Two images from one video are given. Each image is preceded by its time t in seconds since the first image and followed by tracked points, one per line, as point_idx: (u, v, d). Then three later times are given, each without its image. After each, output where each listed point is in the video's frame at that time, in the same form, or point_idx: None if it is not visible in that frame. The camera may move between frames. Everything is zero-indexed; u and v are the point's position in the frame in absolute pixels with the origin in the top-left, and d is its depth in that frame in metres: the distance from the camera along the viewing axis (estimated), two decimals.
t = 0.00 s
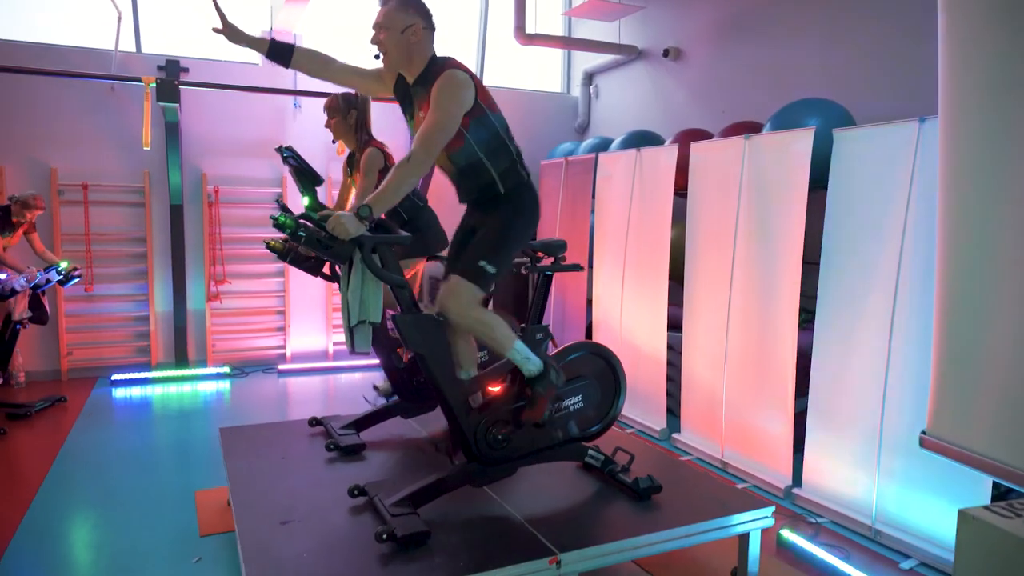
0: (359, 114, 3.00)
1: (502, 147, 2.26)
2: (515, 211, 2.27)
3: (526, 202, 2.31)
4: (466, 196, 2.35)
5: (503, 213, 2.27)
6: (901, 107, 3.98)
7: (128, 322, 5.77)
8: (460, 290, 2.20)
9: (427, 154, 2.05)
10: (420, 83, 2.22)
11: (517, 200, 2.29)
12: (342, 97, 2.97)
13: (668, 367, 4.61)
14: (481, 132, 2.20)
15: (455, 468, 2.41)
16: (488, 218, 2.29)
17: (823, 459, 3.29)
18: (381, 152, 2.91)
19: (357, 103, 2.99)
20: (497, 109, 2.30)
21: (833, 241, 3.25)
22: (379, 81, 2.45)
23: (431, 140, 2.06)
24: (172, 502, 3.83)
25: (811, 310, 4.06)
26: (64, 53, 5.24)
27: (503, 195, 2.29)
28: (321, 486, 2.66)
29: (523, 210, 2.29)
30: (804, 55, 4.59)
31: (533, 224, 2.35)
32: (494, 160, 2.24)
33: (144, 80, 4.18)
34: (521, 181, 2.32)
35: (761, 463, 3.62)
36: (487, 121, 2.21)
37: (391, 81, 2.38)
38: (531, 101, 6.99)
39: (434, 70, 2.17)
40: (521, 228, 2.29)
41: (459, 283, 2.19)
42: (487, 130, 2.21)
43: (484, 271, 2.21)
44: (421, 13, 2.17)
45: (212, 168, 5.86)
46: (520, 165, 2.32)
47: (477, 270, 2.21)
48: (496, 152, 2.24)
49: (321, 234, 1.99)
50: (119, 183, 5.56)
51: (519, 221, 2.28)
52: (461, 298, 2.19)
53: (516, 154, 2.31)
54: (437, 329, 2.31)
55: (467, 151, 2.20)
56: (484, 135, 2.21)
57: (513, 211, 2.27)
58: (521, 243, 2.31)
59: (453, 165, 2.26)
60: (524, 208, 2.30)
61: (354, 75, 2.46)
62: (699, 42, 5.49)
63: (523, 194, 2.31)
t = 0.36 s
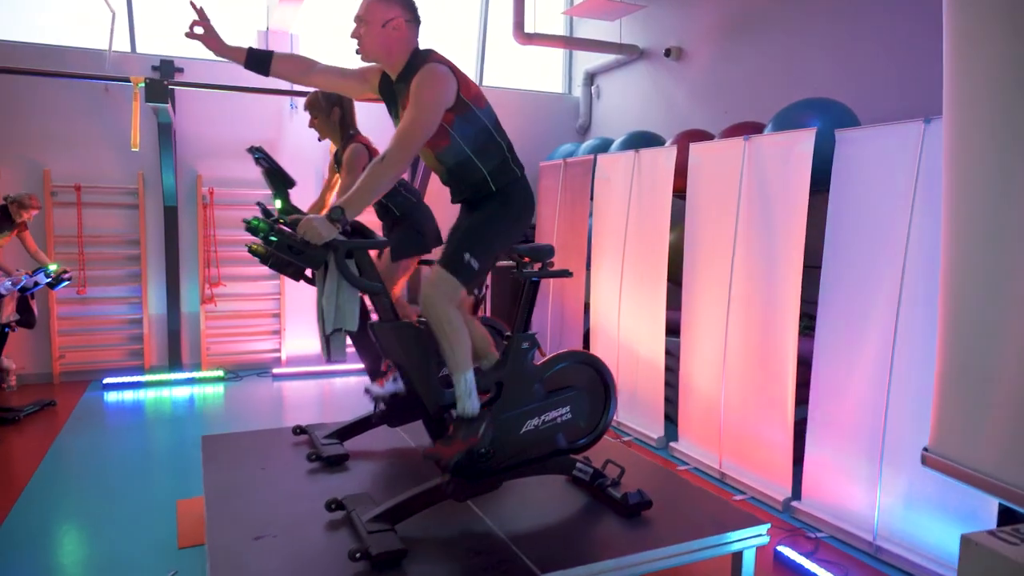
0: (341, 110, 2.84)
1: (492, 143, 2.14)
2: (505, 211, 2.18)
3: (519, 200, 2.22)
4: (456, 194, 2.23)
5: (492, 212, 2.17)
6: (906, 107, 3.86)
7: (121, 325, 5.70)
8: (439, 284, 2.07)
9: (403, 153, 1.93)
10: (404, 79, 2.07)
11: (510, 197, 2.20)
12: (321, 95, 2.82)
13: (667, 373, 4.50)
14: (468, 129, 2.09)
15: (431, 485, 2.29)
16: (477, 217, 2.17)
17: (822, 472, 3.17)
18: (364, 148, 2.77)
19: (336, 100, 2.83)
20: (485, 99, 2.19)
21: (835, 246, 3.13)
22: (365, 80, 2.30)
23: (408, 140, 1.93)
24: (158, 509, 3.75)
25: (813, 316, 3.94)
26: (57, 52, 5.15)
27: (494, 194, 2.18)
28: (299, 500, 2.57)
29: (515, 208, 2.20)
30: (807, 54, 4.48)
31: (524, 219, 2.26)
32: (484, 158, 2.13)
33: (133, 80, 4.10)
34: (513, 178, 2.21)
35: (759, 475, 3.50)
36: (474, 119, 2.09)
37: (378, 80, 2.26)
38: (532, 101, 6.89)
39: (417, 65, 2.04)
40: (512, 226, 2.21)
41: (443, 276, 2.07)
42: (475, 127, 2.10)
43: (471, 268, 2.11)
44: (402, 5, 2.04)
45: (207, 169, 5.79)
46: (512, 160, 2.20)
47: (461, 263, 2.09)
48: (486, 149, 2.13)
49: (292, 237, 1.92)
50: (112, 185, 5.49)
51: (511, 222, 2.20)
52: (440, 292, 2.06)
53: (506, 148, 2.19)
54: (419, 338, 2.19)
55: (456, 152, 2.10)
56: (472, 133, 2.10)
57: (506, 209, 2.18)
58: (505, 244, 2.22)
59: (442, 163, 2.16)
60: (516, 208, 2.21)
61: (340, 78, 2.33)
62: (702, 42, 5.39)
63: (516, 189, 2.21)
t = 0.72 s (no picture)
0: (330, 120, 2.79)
1: (474, 154, 2.04)
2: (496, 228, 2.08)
3: (506, 211, 2.10)
4: (443, 213, 2.15)
5: (485, 233, 2.09)
6: (921, 110, 3.72)
7: (127, 330, 5.67)
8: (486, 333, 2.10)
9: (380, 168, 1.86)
10: (382, 85, 1.99)
11: (496, 211, 2.09)
12: (309, 106, 2.78)
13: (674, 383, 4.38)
14: (446, 137, 1.99)
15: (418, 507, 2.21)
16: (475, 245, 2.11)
17: (832, 491, 3.06)
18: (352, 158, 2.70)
19: (326, 109, 2.79)
20: (468, 106, 2.09)
21: (846, 256, 3.00)
22: (346, 88, 2.24)
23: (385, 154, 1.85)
24: (157, 515, 3.68)
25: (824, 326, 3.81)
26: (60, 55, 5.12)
27: (480, 209, 2.08)
28: (287, 522, 2.50)
29: (506, 221, 2.10)
30: (819, 53, 4.35)
31: (517, 235, 2.13)
32: (467, 169, 2.03)
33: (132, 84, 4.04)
34: (499, 190, 2.09)
35: (768, 492, 3.39)
36: (453, 127, 1.99)
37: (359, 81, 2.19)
38: (540, 102, 6.79)
39: (399, 68, 1.94)
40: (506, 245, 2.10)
41: (476, 324, 2.09)
42: (455, 137, 2.00)
43: (492, 304, 2.09)
44: (380, 7, 1.96)
45: (212, 173, 5.74)
46: (497, 170, 2.09)
47: (482, 304, 2.08)
48: (468, 158, 2.02)
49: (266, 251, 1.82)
50: (117, 189, 5.46)
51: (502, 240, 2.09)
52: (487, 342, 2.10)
53: (491, 158, 2.08)
54: (403, 354, 2.15)
55: (434, 160, 2.01)
56: (452, 142, 2.00)
57: (496, 225, 2.09)
58: (513, 261, 2.14)
59: (426, 176, 2.06)
60: (503, 219, 2.09)
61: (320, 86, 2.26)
62: (711, 41, 5.26)
63: (504, 202, 2.09)
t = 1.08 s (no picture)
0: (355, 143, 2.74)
1: (499, 183, 2.04)
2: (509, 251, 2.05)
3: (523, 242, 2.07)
4: (461, 234, 2.12)
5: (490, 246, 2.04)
6: (980, 116, 3.51)
7: (170, 335, 5.74)
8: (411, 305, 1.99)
9: (408, 196, 1.84)
10: (408, 113, 2.03)
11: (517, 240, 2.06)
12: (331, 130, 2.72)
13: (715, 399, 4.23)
14: (475, 166, 2.00)
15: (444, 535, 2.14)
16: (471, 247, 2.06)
17: (883, 523, 2.89)
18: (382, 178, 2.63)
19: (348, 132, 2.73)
20: (497, 135, 2.09)
21: (899, 274, 2.83)
22: (369, 116, 2.35)
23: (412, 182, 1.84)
24: (192, 521, 3.67)
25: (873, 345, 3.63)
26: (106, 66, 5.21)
27: (500, 235, 2.05)
28: (313, 546, 2.45)
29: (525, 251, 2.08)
30: (869, 57, 4.15)
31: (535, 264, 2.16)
32: (494, 200, 2.03)
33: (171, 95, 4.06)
34: (524, 219, 2.09)
35: (814, 521, 3.22)
36: (483, 157, 2.00)
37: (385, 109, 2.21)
38: (580, 108, 6.69)
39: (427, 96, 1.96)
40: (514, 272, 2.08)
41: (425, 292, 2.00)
42: (483, 165, 2.01)
43: (457, 291, 1.99)
44: (400, 34, 2.00)
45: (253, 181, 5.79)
46: (524, 200, 2.11)
47: (451, 290, 1.99)
48: (496, 188, 2.03)
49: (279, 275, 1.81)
50: (162, 197, 5.54)
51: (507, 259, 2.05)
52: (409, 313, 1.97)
53: (517, 189, 2.09)
54: (424, 377, 2.10)
55: (462, 190, 2.02)
56: (479, 171, 2.00)
57: (508, 250, 2.05)
58: (512, 276, 2.08)
59: (449, 206, 2.08)
60: (525, 248, 2.08)
61: (343, 117, 2.35)
62: (756, 43, 5.08)
63: (528, 230, 2.10)
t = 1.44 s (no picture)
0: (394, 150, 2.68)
1: (524, 199, 1.91)
2: (542, 285, 1.93)
3: (553, 268, 1.94)
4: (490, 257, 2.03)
5: (526, 284, 1.94)
6: None
7: (203, 338, 5.74)
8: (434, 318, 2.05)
9: (430, 208, 1.72)
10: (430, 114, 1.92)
11: (546, 266, 1.94)
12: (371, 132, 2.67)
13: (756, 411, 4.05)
14: (495, 176, 1.87)
15: (468, 557, 2.05)
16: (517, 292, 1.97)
17: (940, 552, 2.68)
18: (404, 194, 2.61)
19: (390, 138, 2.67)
20: (528, 143, 1.95)
21: (958, 284, 2.63)
22: (397, 118, 2.24)
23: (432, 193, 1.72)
24: (219, 519, 3.60)
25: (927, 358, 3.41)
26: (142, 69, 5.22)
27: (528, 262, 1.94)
28: (332, 564, 2.36)
29: (557, 279, 1.95)
30: (923, 52, 3.93)
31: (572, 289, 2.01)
32: (515, 218, 1.92)
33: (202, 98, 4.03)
34: (551, 245, 1.95)
35: (863, 545, 3.02)
36: (503, 165, 1.87)
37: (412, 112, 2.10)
38: (617, 108, 6.53)
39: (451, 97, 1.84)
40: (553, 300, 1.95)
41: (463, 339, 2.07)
42: (506, 178, 1.88)
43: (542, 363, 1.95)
44: (430, 33, 1.89)
45: (286, 184, 5.76)
46: (551, 222, 1.96)
47: (533, 363, 1.94)
48: (519, 208, 1.91)
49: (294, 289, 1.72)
50: (195, 200, 5.55)
51: (546, 296, 1.94)
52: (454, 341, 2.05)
53: (545, 209, 1.95)
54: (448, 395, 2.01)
55: (481, 203, 1.93)
56: (500, 182, 1.88)
57: (541, 282, 1.93)
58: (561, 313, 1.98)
59: (472, 218, 2.00)
60: (553, 274, 1.95)
61: (370, 116, 2.24)
62: (801, 39, 4.87)
63: (557, 253, 1.95)
